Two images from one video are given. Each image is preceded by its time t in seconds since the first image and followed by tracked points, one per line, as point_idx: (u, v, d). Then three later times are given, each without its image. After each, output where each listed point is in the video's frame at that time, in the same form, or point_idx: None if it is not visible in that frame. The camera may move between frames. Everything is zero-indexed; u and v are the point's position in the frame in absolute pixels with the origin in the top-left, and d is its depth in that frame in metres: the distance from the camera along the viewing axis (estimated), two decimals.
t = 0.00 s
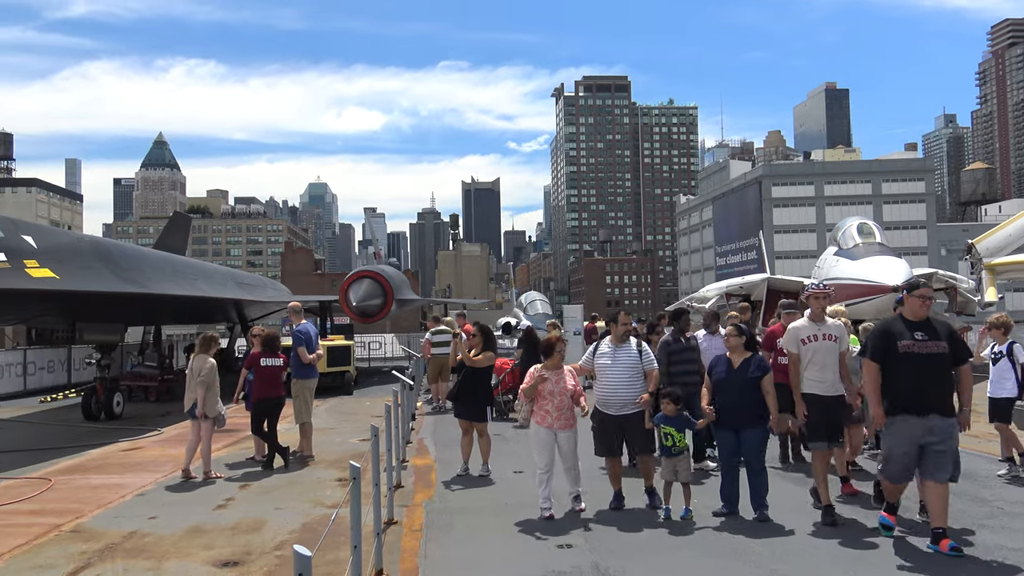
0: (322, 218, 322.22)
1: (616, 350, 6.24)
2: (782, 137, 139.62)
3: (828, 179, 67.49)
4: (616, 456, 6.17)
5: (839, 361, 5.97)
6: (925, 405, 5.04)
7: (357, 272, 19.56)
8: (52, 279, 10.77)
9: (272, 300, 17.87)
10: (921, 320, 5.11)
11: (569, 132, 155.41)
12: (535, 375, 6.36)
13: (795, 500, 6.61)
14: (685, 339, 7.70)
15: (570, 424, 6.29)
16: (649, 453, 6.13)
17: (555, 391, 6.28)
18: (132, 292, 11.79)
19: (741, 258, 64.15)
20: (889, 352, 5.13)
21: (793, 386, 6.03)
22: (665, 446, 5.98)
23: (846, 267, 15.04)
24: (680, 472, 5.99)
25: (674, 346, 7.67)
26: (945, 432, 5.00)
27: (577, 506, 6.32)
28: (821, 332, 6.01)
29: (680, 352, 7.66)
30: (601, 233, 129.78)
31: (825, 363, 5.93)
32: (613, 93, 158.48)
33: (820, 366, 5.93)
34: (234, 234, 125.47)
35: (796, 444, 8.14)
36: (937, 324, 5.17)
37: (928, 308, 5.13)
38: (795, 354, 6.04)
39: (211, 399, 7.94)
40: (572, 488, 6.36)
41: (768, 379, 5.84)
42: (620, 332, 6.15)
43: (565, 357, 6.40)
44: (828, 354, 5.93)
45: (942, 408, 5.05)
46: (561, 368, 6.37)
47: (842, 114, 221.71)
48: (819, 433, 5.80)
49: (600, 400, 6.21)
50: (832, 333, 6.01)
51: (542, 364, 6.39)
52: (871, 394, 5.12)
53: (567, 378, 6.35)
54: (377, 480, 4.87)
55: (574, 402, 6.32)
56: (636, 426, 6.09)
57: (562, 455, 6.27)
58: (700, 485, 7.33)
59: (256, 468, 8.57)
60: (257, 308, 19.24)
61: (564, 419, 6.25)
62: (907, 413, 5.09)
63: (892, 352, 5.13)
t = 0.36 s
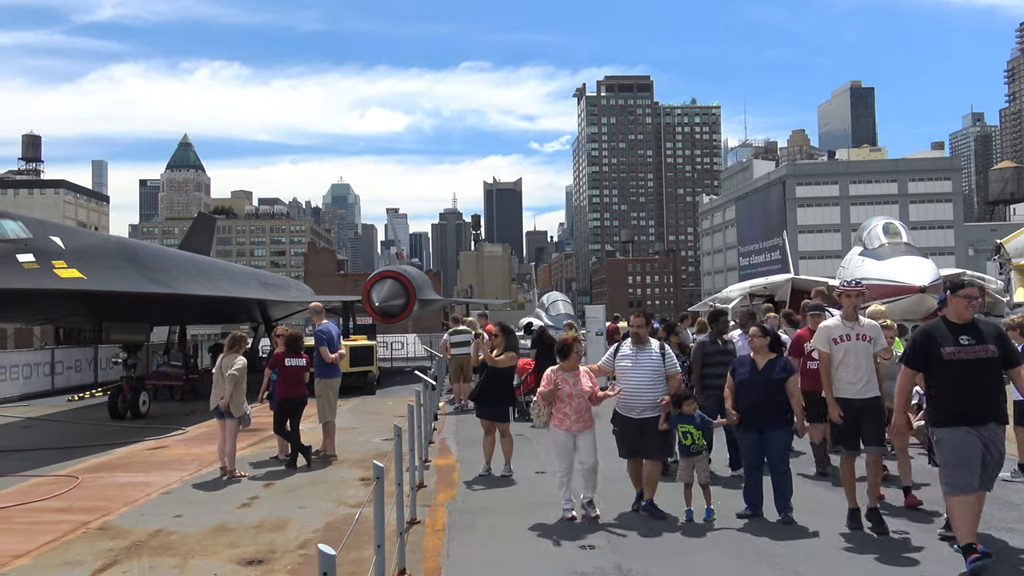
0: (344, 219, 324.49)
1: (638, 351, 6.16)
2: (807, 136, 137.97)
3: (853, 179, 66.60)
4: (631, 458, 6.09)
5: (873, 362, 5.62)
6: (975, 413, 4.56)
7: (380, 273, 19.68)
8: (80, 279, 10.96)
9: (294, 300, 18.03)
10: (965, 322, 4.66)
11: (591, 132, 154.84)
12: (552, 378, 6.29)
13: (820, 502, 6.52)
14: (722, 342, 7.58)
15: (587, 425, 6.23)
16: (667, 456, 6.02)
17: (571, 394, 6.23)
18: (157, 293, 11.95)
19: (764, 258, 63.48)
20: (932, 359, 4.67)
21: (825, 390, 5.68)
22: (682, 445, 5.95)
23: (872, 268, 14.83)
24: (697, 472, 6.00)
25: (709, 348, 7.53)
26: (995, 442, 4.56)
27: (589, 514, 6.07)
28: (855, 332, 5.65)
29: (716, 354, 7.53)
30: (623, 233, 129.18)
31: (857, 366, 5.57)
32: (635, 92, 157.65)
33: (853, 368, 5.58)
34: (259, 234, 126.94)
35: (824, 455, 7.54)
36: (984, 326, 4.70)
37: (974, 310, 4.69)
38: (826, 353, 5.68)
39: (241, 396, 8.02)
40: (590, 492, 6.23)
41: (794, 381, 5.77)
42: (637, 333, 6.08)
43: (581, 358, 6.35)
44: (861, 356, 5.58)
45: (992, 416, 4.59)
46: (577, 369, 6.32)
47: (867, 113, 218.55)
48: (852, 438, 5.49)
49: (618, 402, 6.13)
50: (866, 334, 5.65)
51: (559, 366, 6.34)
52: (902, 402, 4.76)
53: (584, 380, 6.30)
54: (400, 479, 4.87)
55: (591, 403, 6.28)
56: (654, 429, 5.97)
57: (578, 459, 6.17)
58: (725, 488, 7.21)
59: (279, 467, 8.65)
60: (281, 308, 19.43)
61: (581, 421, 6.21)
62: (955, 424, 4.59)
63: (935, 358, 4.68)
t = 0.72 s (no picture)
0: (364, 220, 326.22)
1: (658, 353, 6.07)
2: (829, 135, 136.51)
3: (876, 178, 65.79)
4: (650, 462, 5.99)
5: (914, 368, 5.29)
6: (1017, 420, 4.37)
7: (400, 273, 19.76)
8: (104, 279, 11.12)
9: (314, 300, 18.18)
10: (1006, 322, 4.48)
11: (610, 132, 154.30)
12: (577, 380, 6.15)
13: (844, 504, 6.44)
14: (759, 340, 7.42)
15: (611, 430, 6.02)
16: (686, 459, 5.93)
17: (597, 397, 6.03)
18: (180, 293, 12.11)
19: (785, 258, 62.83)
20: (976, 363, 4.48)
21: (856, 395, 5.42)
22: (714, 445, 5.80)
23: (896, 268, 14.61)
24: (725, 476, 5.84)
25: (748, 346, 7.36)
26: None
27: (613, 522, 5.84)
28: (896, 336, 5.34)
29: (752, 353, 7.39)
30: (643, 233, 128.61)
31: (896, 370, 5.28)
32: (655, 92, 156.97)
33: (893, 373, 5.28)
34: (279, 235, 128.12)
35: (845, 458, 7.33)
36: None
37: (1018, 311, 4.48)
38: (863, 357, 5.40)
39: (261, 393, 8.13)
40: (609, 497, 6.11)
41: (811, 381, 5.69)
42: (657, 334, 6.03)
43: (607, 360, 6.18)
44: (901, 363, 5.25)
45: None
46: (602, 372, 6.16)
47: (890, 111, 215.82)
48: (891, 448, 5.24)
49: (637, 406, 6.06)
50: (909, 339, 5.32)
51: (585, 368, 6.18)
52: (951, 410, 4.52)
53: (610, 384, 6.15)
54: (420, 479, 4.87)
55: (616, 407, 6.12)
56: (673, 432, 5.92)
57: (600, 465, 5.98)
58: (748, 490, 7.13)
59: (299, 467, 8.69)
60: (301, 308, 19.57)
61: (605, 426, 6.01)
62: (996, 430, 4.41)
63: (978, 360, 4.49)
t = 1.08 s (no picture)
0: (382, 220, 327.55)
1: (672, 353, 5.99)
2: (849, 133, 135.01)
3: (896, 176, 64.98)
4: (669, 467, 5.84)
5: (954, 372, 4.80)
6: None
7: (418, 273, 19.83)
8: (125, 280, 11.26)
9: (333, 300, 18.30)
10: None
11: (628, 131, 153.11)
12: (605, 380, 5.95)
13: (866, 507, 6.31)
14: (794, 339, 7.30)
15: (639, 432, 5.88)
16: (702, 460, 5.87)
17: (626, 398, 5.87)
18: (201, 293, 12.25)
19: (805, 257, 62.14)
20: None
21: (888, 398, 4.99)
22: (743, 445, 5.72)
23: (917, 267, 14.40)
24: (748, 477, 5.72)
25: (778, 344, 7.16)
26: None
27: (633, 523, 5.80)
28: (932, 335, 4.86)
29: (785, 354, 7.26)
30: (661, 232, 127.91)
31: (935, 370, 4.80)
32: (673, 91, 156.09)
33: (927, 377, 4.81)
34: (298, 236, 128.95)
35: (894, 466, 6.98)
36: None
37: None
38: (897, 357, 4.96)
39: (282, 392, 8.18)
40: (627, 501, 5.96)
41: (825, 381, 5.62)
42: (670, 335, 5.97)
43: (636, 359, 5.98)
44: (938, 363, 4.79)
45: None
46: (629, 372, 5.95)
47: (911, 109, 213.22)
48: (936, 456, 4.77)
49: (655, 407, 5.95)
50: (946, 337, 4.84)
51: (610, 369, 5.99)
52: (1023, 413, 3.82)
53: (636, 385, 5.95)
54: (438, 478, 4.87)
55: (642, 409, 5.95)
56: (693, 435, 5.84)
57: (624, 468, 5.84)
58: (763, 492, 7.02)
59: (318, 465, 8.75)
60: (320, 308, 19.71)
61: (632, 427, 5.84)
62: None
63: None
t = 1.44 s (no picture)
0: (399, 220, 328.96)
1: (683, 354, 5.91)
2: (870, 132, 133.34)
3: (917, 175, 64.11)
4: (686, 470, 5.78)
5: (989, 373, 4.70)
6: None
7: (435, 273, 19.87)
8: (146, 279, 11.40)
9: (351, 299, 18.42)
10: None
11: (647, 131, 151.52)
12: (621, 383, 5.68)
13: (886, 510, 6.21)
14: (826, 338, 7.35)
15: (658, 433, 5.68)
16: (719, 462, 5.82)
17: (645, 400, 5.64)
18: (220, 293, 12.37)
19: (825, 257, 61.55)
20: None
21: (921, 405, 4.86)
22: (763, 449, 5.65)
23: (939, 267, 14.16)
24: (769, 480, 5.67)
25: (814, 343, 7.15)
26: None
27: (652, 524, 5.80)
28: (964, 336, 4.74)
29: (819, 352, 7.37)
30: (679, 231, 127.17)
31: (972, 376, 4.67)
32: (691, 90, 155.01)
33: (960, 378, 4.69)
34: (317, 236, 129.78)
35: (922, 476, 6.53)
36: None
37: None
38: (927, 362, 4.82)
39: (300, 389, 8.24)
40: (645, 504, 5.87)
41: (845, 381, 5.56)
42: (678, 336, 5.84)
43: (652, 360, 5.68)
44: (971, 366, 4.68)
45: None
46: (646, 374, 5.69)
47: (933, 107, 210.26)
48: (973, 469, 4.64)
49: (669, 409, 5.82)
50: (981, 338, 4.73)
51: (627, 371, 5.69)
52: None
53: (654, 386, 5.73)
54: (456, 478, 4.86)
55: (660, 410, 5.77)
56: (707, 436, 5.77)
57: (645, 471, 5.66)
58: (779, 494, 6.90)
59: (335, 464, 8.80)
60: (338, 308, 19.83)
61: (651, 429, 5.65)
62: None
63: None
